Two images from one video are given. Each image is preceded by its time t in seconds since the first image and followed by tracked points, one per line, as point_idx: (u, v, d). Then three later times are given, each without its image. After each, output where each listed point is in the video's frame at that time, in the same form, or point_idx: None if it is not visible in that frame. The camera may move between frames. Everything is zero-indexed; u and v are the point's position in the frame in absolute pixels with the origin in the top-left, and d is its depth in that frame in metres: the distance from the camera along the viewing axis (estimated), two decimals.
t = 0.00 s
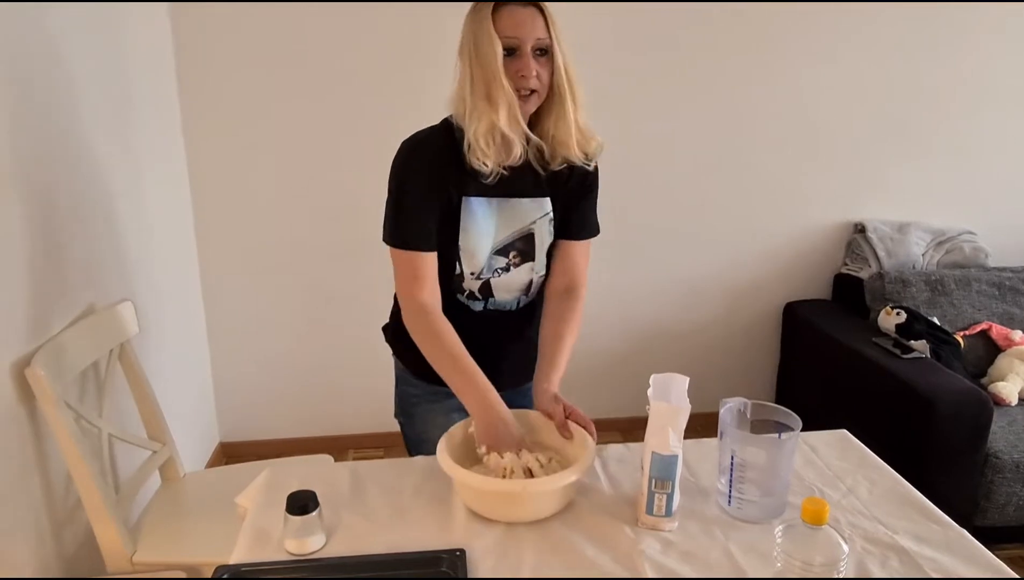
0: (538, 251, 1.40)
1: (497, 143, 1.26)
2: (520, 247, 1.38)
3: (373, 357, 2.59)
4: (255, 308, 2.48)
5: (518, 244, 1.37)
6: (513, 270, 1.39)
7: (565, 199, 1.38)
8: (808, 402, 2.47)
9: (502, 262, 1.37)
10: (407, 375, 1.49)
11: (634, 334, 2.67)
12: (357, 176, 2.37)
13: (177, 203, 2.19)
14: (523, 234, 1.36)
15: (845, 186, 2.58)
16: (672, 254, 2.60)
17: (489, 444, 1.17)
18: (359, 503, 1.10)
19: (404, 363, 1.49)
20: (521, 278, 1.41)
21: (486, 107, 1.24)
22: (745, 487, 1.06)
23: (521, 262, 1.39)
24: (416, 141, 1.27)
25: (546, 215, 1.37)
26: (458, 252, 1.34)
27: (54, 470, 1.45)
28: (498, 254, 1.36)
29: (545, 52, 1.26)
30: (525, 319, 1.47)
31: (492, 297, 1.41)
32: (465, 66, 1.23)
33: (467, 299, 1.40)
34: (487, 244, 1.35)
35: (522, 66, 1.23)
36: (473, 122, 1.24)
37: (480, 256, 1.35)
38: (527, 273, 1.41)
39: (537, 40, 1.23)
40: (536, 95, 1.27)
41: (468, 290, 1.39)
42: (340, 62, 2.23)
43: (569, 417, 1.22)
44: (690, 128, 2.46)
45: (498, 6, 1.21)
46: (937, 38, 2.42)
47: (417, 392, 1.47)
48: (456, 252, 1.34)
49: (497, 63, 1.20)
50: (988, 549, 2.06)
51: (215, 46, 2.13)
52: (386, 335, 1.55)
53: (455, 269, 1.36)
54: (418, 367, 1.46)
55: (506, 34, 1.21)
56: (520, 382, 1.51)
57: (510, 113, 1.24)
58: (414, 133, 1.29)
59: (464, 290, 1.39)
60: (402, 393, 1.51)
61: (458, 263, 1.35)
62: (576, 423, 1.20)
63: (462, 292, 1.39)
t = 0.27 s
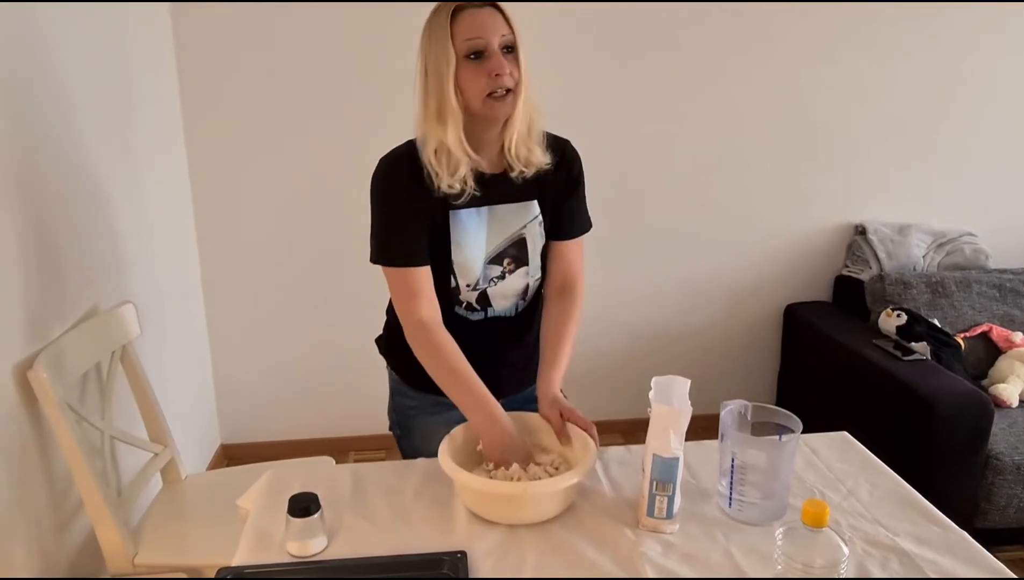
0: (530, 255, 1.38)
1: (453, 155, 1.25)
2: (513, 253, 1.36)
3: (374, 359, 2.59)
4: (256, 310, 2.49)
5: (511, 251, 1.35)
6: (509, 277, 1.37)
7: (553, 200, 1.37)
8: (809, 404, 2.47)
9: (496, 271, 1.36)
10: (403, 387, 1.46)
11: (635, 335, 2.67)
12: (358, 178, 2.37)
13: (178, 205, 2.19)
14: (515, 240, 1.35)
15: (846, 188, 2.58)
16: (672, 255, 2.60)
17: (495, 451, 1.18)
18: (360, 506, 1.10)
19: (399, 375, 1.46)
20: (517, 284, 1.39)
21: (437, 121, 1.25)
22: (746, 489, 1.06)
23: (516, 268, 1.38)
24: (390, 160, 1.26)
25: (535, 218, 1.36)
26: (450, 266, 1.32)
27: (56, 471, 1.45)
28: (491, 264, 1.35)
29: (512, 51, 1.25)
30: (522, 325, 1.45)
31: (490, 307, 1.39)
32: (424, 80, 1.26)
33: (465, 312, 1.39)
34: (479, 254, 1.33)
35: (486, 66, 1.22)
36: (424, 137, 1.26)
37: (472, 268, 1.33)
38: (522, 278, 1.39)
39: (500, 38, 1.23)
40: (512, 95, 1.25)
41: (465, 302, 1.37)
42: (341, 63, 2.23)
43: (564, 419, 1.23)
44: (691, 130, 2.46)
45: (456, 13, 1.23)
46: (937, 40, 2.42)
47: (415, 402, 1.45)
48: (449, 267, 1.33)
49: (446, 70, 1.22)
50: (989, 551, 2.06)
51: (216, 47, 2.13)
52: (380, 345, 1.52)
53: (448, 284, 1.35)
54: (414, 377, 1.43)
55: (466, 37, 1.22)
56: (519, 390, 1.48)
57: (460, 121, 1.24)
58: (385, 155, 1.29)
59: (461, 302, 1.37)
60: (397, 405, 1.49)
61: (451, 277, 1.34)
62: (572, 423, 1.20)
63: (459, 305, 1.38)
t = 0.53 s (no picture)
0: (522, 255, 1.38)
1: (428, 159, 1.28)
2: (505, 254, 1.36)
3: (374, 360, 2.60)
4: (256, 311, 2.49)
5: (502, 251, 1.36)
6: (501, 277, 1.38)
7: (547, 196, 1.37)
8: (808, 406, 2.48)
9: (487, 272, 1.37)
10: (405, 393, 1.46)
11: (635, 337, 2.68)
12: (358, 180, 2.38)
13: (178, 207, 2.20)
14: (505, 240, 1.35)
15: (845, 189, 2.59)
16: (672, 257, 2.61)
17: (494, 454, 1.18)
18: (361, 507, 1.11)
19: (402, 380, 1.46)
20: (511, 284, 1.40)
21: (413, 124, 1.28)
22: (745, 491, 1.06)
23: (508, 268, 1.38)
24: (378, 164, 1.29)
25: (525, 216, 1.36)
26: (441, 271, 1.34)
27: (57, 473, 1.46)
28: (482, 265, 1.36)
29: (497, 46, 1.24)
30: (522, 326, 1.44)
31: (486, 307, 1.40)
32: (407, 80, 1.27)
33: (461, 315, 1.40)
34: (468, 256, 1.34)
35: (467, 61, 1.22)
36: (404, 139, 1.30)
37: (462, 271, 1.35)
38: (515, 278, 1.40)
39: (484, 33, 1.22)
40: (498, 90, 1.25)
41: (459, 304, 1.38)
42: (342, 66, 2.24)
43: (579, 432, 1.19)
44: (691, 132, 2.47)
45: (436, 8, 1.23)
46: (937, 42, 2.43)
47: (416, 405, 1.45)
48: (440, 271, 1.34)
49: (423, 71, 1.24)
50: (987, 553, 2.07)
51: (217, 49, 2.14)
52: (382, 350, 1.52)
53: (440, 288, 1.36)
54: (417, 382, 1.43)
55: (450, 31, 1.21)
56: (523, 396, 1.47)
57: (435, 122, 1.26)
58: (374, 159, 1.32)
59: (455, 305, 1.38)
60: (400, 409, 1.49)
61: (442, 281, 1.35)
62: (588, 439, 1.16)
63: (453, 308, 1.39)
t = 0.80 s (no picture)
0: (520, 265, 1.39)
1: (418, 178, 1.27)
2: (502, 265, 1.37)
3: (373, 362, 2.60)
4: (257, 314, 2.50)
5: (500, 263, 1.37)
6: (501, 288, 1.39)
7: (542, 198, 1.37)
8: (807, 409, 2.48)
9: (486, 285, 1.37)
10: (404, 399, 1.46)
11: (634, 339, 2.68)
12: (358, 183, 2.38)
13: (178, 210, 2.20)
14: (502, 252, 1.36)
15: (844, 191, 2.59)
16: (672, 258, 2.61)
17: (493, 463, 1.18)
18: (361, 510, 1.11)
19: (400, 386, 1.46)
20: (509, 294, 1.41)
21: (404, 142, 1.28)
22: (744, 493, 1.07)
23: (506, 279, 1.39)
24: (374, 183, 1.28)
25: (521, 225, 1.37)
26: (440, 287, 1.34)
27: (58, 475, 1.46)
28: (481, 279, 1.36)
29: (484, 67, 1.25)
30: (520, 331, 1.44)
31: (487, 319, 1.41)
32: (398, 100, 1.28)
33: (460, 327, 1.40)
34: (467, 271, 1.34)
35: (453, 82, 1.22)
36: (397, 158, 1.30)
37: (461, 286, 1.35)
38: (513, 288, 1.41)
39: (470, 54, 1.23)
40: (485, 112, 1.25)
41: (460, 317, 1.39)
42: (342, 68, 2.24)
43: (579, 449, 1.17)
44: (691, 134, 2.47)
45: (424, 30, 1.24)
46: (936, 44, 2.43)
47: (415, 411, 1.45)
48: (439, 287, 1.34)
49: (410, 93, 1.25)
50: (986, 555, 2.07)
51: (217, 52, 2.14)
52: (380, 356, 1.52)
53: (439, 303, 1.36)
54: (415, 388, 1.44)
55: (436, 52, 1.22)
56: (520, 401, 1.48)
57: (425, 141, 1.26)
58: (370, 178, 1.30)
59: (456, 318, 1.39)
60: (398, 414, 1.49)
61: (441, 297, 1.36)
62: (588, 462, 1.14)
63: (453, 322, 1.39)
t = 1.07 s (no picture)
0: (516, 267, 1.39)
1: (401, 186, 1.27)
2: (500, 267, 1.37)
3: (373, 364, 2.60)
4: (257, 315, 2.50)
5: (497, 265, 1.37)
6: (497, 290, 1.39)
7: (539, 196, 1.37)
8: (806, 410, 2.49)
9: (483, 287, 1.37)
10: (403, 402, 1.47)
11: (634, 340, 2.69)
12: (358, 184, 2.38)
13: (178, 211, 2.20)
14: (499, 254, 1.36)
15: (844, 192, 2.60)
16: (671, 259, 2.61)
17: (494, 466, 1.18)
18: (362, 512, 1.11)
19: (399, 389, 1.46)
20: (506, 296, 1.41)
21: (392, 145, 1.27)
22: (743, 497, 1.07)
23: (503, 281, 1.39)
24: (369, 188, 1.29)
25: (518, 228, 1.37)
26: (436, 288, 1.34)
27: (58, 478, 1.46)
28: (478, 281, 1.36)
29: (477, 82, 1.22)
30: (519, 332, 1.45)
31: (483, 320, 1.40)
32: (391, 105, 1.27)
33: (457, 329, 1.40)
34: (464, 273, 1.35)
35: (443, 95, 1.20)
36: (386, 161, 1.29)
37: (457, 287, 1.35)
38: (510, 290, 1.41)
39: (463, 69, 1.20)
40: (473, 127, 1.23)
41: (457, 319, 1.39)
42: (342, 70, 2.24)
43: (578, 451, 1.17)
44: (691, 135, 2.47)
45: (419, 39, 1.22)
46: (937, 46, 2.43)
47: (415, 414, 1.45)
48: (435, 288, 1.35)
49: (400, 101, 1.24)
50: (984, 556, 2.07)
51: (218, 53, 2.14)
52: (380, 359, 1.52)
53: (435, 305, 1.36)
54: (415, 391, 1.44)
55: (428, 63, 1.20)
56: (519, 402, 1.48)
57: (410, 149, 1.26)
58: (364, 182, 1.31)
59: (452, 320, 1.39)
60: (398, 417, 1.49)
61: (437, 298, 1.36)
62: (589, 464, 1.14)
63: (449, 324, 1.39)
